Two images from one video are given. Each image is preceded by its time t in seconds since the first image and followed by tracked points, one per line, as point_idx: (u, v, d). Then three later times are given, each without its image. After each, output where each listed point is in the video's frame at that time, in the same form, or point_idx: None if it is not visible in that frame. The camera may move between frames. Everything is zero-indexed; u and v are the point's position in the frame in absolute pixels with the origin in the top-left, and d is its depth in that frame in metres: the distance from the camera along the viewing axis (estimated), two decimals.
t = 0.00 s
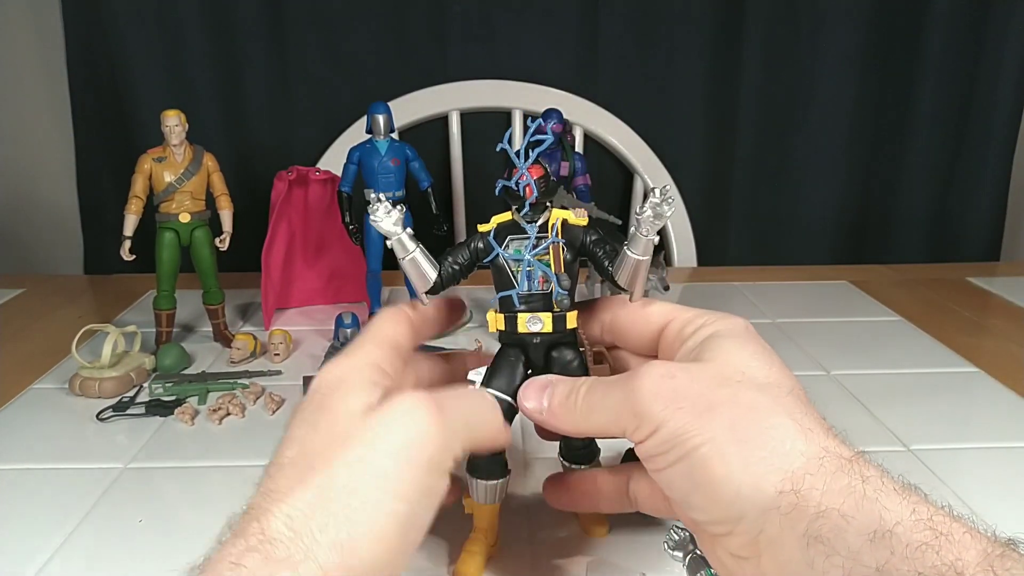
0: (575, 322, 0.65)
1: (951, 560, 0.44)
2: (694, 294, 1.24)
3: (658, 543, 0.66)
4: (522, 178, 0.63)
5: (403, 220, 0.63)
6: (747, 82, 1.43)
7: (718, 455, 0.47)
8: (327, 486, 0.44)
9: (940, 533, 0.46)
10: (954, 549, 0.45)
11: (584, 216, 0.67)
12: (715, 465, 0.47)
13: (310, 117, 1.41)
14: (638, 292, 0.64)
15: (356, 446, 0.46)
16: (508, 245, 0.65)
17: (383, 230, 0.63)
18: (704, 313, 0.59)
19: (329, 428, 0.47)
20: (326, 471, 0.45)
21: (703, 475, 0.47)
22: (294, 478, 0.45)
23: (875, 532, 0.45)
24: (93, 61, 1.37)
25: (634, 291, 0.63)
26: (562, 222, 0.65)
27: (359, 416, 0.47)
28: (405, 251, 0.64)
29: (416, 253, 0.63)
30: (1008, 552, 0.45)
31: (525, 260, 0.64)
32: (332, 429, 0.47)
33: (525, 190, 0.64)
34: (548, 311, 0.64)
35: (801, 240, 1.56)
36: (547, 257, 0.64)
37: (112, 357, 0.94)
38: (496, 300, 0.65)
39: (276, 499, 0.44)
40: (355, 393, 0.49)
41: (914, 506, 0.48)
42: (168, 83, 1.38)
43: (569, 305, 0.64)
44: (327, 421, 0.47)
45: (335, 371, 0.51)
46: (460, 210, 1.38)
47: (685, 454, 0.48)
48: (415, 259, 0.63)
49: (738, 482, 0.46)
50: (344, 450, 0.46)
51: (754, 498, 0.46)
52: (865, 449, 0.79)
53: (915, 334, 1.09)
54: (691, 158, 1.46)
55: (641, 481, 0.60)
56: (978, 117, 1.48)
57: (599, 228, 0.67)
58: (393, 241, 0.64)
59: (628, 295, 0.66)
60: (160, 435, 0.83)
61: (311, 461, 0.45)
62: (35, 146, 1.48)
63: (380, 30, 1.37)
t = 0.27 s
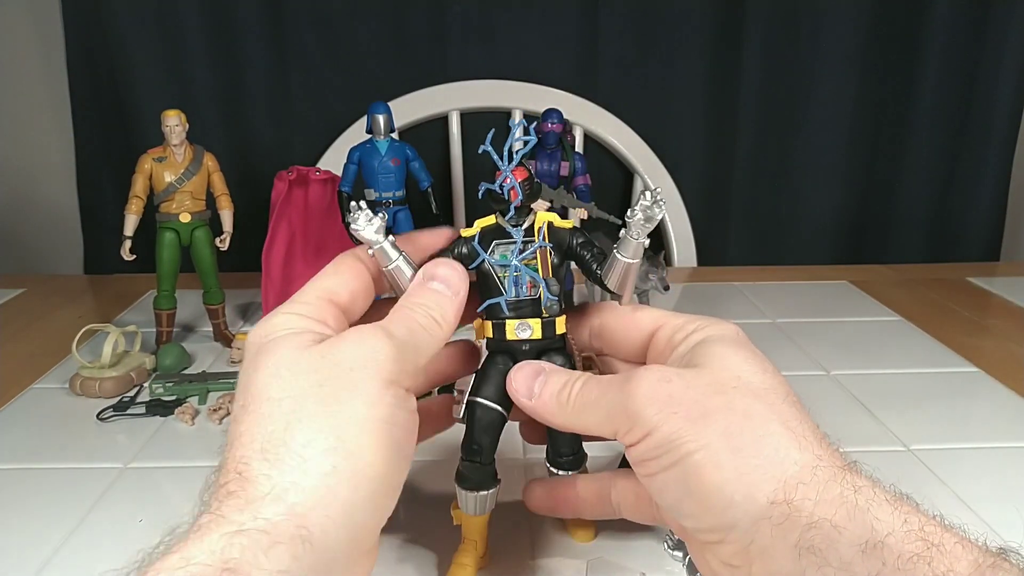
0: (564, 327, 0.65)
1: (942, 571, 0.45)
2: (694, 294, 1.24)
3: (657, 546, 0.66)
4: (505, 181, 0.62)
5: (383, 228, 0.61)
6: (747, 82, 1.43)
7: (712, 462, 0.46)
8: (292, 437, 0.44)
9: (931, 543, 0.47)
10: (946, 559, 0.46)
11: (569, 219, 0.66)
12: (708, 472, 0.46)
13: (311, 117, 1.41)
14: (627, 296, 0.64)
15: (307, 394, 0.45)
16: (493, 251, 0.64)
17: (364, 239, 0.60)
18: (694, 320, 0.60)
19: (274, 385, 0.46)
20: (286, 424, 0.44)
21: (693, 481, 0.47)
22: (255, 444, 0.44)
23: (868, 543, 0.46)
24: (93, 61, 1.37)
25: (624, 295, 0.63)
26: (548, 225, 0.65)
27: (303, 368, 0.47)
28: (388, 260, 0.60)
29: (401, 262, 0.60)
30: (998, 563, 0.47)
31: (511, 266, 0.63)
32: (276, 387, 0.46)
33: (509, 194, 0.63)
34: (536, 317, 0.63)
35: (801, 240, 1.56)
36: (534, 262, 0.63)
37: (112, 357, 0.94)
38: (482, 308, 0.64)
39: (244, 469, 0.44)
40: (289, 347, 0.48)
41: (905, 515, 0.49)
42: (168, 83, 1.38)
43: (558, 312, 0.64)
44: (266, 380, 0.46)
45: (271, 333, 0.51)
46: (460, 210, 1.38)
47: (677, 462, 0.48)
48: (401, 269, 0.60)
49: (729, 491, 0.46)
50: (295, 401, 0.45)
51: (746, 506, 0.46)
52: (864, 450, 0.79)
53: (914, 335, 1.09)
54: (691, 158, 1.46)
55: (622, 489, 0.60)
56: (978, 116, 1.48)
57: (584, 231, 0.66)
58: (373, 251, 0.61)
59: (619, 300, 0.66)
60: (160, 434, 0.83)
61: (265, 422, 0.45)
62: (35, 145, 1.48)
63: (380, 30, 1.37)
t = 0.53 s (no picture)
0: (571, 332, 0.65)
1: (950, 566, 0.45)
2: (693, 294, 1.24)
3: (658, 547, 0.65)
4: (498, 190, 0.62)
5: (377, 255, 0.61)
6: (747, 82, 1.43)
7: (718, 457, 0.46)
8: (304, 435, 0.44)
9: (940, 539, 0.47)
10: (954, 556, 0.46)
11: (566, 220, 0.66)
12: (714, 465, 0.46)
13: (310, 117, 1.41)
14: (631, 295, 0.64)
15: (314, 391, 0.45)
16: (492, 261, 0.64)
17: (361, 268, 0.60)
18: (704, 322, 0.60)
19: (280, 386, 0.46)
20: (296, 424, 0.44)
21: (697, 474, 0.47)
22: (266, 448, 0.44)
23: (876, 537, 0.46)
24: (93, 61, 1.37)
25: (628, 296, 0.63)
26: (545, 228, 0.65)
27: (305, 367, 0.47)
28: (387, 284, 0.60)
29: (399, 284, 0.60)
30: (1008, 561, 0.47)
31: (512, 276, 0.63)
32: (280, 389, 0.46)
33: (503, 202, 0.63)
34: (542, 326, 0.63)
35: (800, 240, 1.56)
36: (535, 271, 0.64)
37: (112, 357, 0.94)
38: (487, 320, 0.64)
39: (257, 473, 0.43)
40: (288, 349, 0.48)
41: (915, 513, 0.49)
42: (168, 83, 1.38)
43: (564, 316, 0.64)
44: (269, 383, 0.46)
45: (268, 336, 0.51)
46: (460, 210, 1.38)
47: (682, 457, 0.48)
48: (400, 291, 0.60)
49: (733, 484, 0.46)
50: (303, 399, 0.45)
51: (749, 499, 0.46)
52: (864, 450, 0.79)
53: (914, 335, 1.09)
54: (691, 158, 1.46)
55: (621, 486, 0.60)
56: (978, 116, 1.48)
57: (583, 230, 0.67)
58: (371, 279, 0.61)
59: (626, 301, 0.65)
60: (160, 434, 0.83)
61: (273, 424, 0.44)
62: (34, 145, 1.48)
63: (380, 29, 1.37)
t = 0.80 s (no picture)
0: (561, 329, 0.65)
1: (954, 562, 0.46)
2: (694, 294, 1.24)
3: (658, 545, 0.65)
4: (489, 188, 0.62)
5: (367, 250, 0.61)
6: (748, 82, 1.43)
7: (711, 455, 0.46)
8: (279, 443, 0.44)
9: (942, 534, 0.48)
10: (957, 551, 0.47)
11: (558, 219, 0.66)
12: (709, 464, 0.46)
13: (310, 117, 1.41)
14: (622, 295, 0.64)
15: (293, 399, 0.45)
16: (484, 259, 0.64)
17: (351, 263, 0.61)
18: (695, 318, 0.60)
19: (260, 391, 0.46)
20: (271, 431, 0.44)
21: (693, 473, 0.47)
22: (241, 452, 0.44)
23: (877, 533, 0.46)
24: (93, 61, 1.37)
25: (619, 296, 0.63)
26: (536, 227, 0.65)
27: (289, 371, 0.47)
28: (377, 279, 0.61)
29: (390, 279, 0.61)
30: (1009, 554, 0.48)
31: (503, 273, 0.63)
32: (261, 394, 0.46)
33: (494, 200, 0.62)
34: (532, 323, 0.63)
35: (801, 241, 1.56)
36: (525, 269, 0.64)
37: (112, 357, 0.94)
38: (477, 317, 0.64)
39: (230, 477, 0.44)
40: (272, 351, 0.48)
41: (914, 507, 0.49)
42: (168, 83, 1.38)
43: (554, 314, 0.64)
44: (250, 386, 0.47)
45: (258, 334, 0.51)
46: (460, 210, 1.38)
47: (677, 456, 0.48)
48: (391, 286, 0.60)
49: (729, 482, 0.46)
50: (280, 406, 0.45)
51: (746, 497, 0.46)
52: (865, 451, 0.79)
53: (915, 335, 1.09)
54: (691, 158, 1.47)
55: (632, 490, 0.60)
56: (978, 116, 1.48)
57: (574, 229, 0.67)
58: (363, 275, 0.61)
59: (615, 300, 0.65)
60: (161, 434, 0.83)
61: (250, 430, 0.45)
62: (35, 145, 1.48)
63: (380, 30, 1.37)
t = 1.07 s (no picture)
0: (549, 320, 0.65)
1: (997, 545, 0.43)
2: (693, 294, 1.24)
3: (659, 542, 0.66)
4: (477, 185, 0.64)
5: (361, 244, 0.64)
6: (748, 82, 1.42)
7: (751, 446, 0.47)
8: (241, 445, 0.46)
9: (982, 516, 0.45)
10: (999, 533, 0.44)
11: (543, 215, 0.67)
12: (750, 454, 0.47)
13: (310, 117, 1.41)
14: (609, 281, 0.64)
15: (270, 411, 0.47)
16: (473, 253, 0.64)
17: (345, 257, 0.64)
18: (707, 306, 0.60)
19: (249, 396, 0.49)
20: (239, 433, 0.46)
21: (734, 465, 0.47)
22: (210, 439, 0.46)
23: (917, 517, 0.44)
24: (93, 61, 1.36)
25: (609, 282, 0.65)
26: (524, 223, 0.65)
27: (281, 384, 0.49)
28: (371, 273, 0.64)
29: (382, 274, 0.64)
30: None
31: (492, 265, 0.63)
32: (252, 396, 0.49)
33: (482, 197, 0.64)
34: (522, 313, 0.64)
35: (800, 241, 1.56)
36: (514, 261, 0.64)
37: (112, 357, 0.94)
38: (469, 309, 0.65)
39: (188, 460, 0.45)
40: (277, 361, 0.51)
41: (956, 489, 0.47)
42: (168, 83, 1.38)
43: (543, 302, 0.65)
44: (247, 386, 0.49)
45: (269, 340, 0.53)
46: (460, 210, 1.38)
47: (716, 447, 0.48)
48: (383, 281, 0.64)
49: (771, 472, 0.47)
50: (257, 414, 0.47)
51: (789, 487, 0.46)
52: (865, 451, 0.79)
53: (915, 334, 1.09)
54: (691, 158, 1.47)
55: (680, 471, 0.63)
56: (978, 117, 1.48)
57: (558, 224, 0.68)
58: (357, 270, 0.64)
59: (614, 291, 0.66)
60: (160, 434, 0.83)
61: (225, 423, 0.47)
62: (34, 146, 1.48)
63: (380, 29, 1.37)
